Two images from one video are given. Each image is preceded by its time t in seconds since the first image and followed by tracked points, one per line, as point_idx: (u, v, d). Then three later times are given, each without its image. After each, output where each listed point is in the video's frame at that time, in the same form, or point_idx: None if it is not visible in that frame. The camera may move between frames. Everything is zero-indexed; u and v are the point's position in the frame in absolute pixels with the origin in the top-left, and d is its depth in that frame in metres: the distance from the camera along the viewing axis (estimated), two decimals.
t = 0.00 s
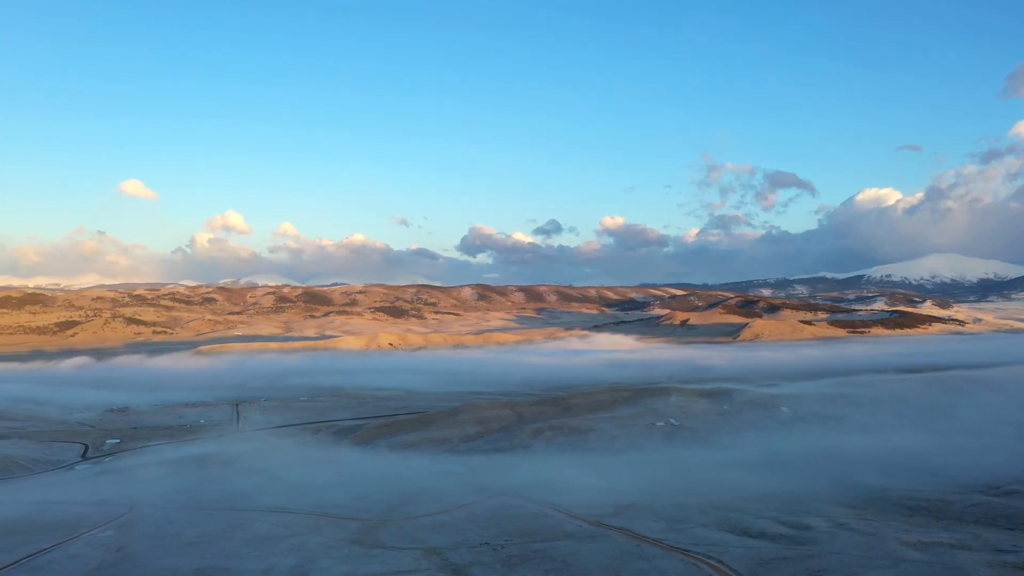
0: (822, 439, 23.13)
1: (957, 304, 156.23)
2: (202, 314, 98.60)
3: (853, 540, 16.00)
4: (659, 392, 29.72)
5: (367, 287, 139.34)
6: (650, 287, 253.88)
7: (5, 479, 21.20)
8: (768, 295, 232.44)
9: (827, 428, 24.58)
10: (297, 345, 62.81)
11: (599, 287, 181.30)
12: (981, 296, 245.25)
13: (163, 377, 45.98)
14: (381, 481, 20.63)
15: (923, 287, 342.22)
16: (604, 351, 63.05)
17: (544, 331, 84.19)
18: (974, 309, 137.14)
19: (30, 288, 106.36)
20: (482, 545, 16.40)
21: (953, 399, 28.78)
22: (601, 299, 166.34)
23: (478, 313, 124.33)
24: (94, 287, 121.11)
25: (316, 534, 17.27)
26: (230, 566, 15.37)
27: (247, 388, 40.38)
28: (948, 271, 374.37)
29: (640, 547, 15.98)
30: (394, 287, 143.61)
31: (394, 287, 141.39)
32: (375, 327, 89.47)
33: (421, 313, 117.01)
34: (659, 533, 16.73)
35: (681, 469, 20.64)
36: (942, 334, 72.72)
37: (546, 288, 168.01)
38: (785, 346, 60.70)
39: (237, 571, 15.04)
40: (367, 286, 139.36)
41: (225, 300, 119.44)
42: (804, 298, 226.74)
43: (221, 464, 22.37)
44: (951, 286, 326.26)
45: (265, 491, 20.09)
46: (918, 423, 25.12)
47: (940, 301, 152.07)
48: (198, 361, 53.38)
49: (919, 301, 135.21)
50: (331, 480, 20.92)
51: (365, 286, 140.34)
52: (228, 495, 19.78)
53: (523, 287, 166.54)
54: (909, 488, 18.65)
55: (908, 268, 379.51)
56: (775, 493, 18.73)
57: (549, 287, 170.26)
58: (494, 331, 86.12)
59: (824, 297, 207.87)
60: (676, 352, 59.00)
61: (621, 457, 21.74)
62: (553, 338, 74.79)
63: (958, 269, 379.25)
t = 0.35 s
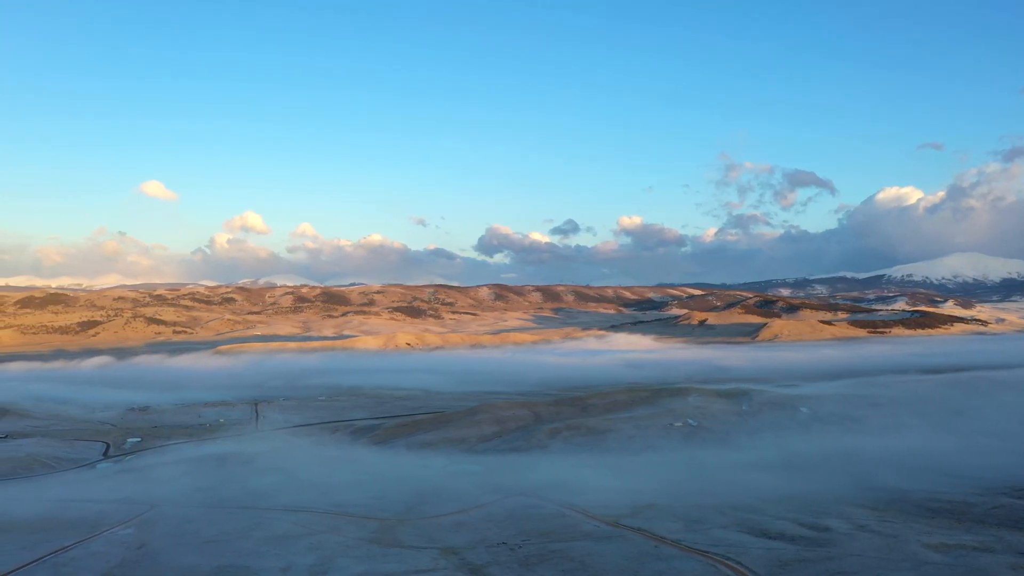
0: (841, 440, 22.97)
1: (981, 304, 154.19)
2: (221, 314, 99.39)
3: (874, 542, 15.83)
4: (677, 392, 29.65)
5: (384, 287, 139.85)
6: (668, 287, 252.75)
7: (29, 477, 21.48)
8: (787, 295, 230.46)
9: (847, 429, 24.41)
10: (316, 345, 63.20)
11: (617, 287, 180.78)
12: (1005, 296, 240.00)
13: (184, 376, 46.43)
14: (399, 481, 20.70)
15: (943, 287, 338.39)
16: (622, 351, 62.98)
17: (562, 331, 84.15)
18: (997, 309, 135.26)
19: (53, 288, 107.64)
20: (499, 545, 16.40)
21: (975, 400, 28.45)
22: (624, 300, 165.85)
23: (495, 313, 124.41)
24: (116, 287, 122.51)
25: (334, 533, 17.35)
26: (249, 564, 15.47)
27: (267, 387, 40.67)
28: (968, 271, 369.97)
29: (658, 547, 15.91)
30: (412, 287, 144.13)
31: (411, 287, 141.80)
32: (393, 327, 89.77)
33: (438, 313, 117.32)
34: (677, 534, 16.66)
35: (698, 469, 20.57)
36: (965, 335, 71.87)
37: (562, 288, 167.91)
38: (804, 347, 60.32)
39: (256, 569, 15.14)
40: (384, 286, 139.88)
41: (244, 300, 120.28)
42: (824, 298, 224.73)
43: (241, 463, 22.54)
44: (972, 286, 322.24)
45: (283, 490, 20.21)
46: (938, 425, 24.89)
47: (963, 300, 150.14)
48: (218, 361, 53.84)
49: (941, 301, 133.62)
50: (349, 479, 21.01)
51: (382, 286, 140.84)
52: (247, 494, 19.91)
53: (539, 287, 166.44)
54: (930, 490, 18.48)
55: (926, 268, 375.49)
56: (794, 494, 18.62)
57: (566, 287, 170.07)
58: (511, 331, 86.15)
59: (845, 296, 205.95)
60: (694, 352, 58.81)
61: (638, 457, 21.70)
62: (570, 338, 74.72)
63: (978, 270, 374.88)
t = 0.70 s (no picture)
0: (862, 442, 22.77)
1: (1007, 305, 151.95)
2: (242, 314, 100.17)
3: (896, 545, 15.65)
4: (696, 392, 29.54)
5: (403, 287, 140.33)
6: (688, 287, 251.51)
7: (54, 475, 21.81)
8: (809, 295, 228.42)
9: (869, 430, 24.18)
10: (337, 344, 63.57)
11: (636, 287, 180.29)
12: None
13: (205, 375, 46.89)
14: (417, 480, 20.78)
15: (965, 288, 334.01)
16: (641, 351, 62.85)
17: (580, 331, 84.06)
18: None
19: (76, 288, 108.98)
20: (518, 545, 16.42)
21: (1000, 402, 28.05)
22: (643, 300, 165.24)
23: (514, 313, 124.47)
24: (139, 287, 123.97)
25: (354, 532, 17.46)
26: (269, 562, 15.58)
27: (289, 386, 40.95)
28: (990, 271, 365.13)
29: (678, 548, 15.82)
30: (432, 287, 144.60)
31: (428, 288, 142.15)
32: (412, 327, 90.00)
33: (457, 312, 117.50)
34: (696, 535, 16.58)
35: (716, 470, 20.50)
36: (990, 335, 70.84)
37: (581, 288, 167.54)
38: (824, 347, 59.85)
39: (277, 567, 15.25)
40: (403, 286, 140.34)
41: (264, 300, 121.16)
42: (845, 297, 222.65)
43: (261, 461, 22.74)
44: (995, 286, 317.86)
45: (303, 488, 20.36)
46: (962, 426, 24.58)
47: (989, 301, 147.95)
48: (239, 360, 54.32)
49: (966, 301, 131.72)
50: (368, 478, 21.11)
51: (401, 286, 141.29)
52: (267, 493, 20.06)
53: (556, 287, 166.35)
54: (955, 492, 18.26)
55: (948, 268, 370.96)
56: (815, 496, 18.49)
57: (585, 287, 169.69)
58: (529, 331, 86.14)
59: (867, 296, 203.72)
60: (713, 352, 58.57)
61: (657, 458, 21.63)
62: (589, 338, 74.61)
63: (999, 270, 370.01)
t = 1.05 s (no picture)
0: (882, 443, 22.56)
1: None
2: (261, 314, 100.88)
3: (917, 547, 15.48)
4: (715, 393, 29.40)
5: (421, 287, 140.81)
6: (707, 287, 250.31)
7: (76, 473, 22.06)
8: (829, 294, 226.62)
9: (889, 431, 23.96)
10: (356, 344, 63.89)
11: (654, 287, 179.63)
12: None
13: (225, 374, 47.28)
14: (434, 479, 20.83)
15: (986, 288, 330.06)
16: (658, 351, 62.70)
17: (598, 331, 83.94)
18: None
19: (98, 288, 110.20)
20: (536, 545, 16.40)
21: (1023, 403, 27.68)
22: (661, 300, 164.63)
23: (531, 313, 124.47)
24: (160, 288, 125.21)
25: (371, 531, 17.52)
26: (288, 561, 15.68)
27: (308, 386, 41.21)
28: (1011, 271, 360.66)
29: (696, 550, 15.73)
30: (450, 287, 145.02)
31: (444, 288, 142.45)
32: (430, 327, 90.22)
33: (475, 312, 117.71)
34: (715, 536, 16.49)
35: (734, 471, 20.41)
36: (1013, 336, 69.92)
37: (599, 288, 167.12)
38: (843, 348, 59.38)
39: (296, 566, 15.33)
40: (421, 286, 140.83)
41: (283, 300, 121.92)
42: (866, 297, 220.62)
43: (280, 461, 22.89)
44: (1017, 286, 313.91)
45: (320, 488, 20.46)
46: (984, 428, 24.29)
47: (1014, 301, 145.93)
48: (259, 360, 54.71)
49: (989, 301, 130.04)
50: (385, 478, 21.19)
51: (417, 286, 141.61)
52: (285, 492, 20.18)
53: (572, 287, 166.13)
54: (976, 494, 18.06)
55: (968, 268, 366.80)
56: (834, 497, 18.35)
57: (603, 287, 169.34)
58: (546, 331, 86.09)
59: (889, 296, 201.71)
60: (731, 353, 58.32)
61: (674, 459, 21.56)
62: (606, 338, 74.48)
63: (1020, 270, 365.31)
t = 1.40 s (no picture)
0: (905, 445, 22.33)
1: None
2: (282, 313, 101.50)
3: (941, 549, 15.30)
4: (736, 393, 29.22)
5: (441, 287, 141.13)
6: (726, 286, 248.77)
7: (99, 471, 22.33)
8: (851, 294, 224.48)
9: (912, 433, 23.71)
10: (375, 344, 64.17)
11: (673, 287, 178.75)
12: None
13: (247, 374, 47.65)
14: (453, 479, 20.87)
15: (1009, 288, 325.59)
16: (677, 351, 62.48)
17: (617, 331, 83.72)
18: None
19: (121, 288, 111.37)
20: (555, 545, 16.39)
21: None
22: (680, 300, 163.71)
23: (549, 313, 124.29)
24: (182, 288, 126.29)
25: (391, 530, 17.57)
26: (308, 559, 15.77)
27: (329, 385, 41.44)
28: None
29: (716, 551, 15.65)
30: (468, 287, 145.18)
31: (462, 288, 142.56)
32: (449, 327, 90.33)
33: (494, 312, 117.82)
34: (735, 538, 16.40)
35: (754, 472, 20.29)
36: None
37: (618, 288, 166.44)
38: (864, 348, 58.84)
39: (316, 564, 15.43)
40: (441, 286, 141.15)
41: (303, 300, 122.58)
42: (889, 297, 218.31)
43: (300, 459, 23.03)
44: None
45: (339, 487, 20.57)
46: (1009, 430, 23.96)
47: None
48: (281, 359, 55.08)
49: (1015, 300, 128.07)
50: (404, 477, 21.25)
51: (438, 286, 141.93)
52: (305, 491, 20.30)
53: (589, 287, 165.77)
54: (1001, 497, 17.83)
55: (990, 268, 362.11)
56: (856, 499, 18.19)
57: (622, 286, 168.70)
58: (564, 331, 85.98)
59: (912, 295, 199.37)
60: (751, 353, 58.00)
61: (693, 460, 21.45)
62: (626, 338, 74.28)
63: None
